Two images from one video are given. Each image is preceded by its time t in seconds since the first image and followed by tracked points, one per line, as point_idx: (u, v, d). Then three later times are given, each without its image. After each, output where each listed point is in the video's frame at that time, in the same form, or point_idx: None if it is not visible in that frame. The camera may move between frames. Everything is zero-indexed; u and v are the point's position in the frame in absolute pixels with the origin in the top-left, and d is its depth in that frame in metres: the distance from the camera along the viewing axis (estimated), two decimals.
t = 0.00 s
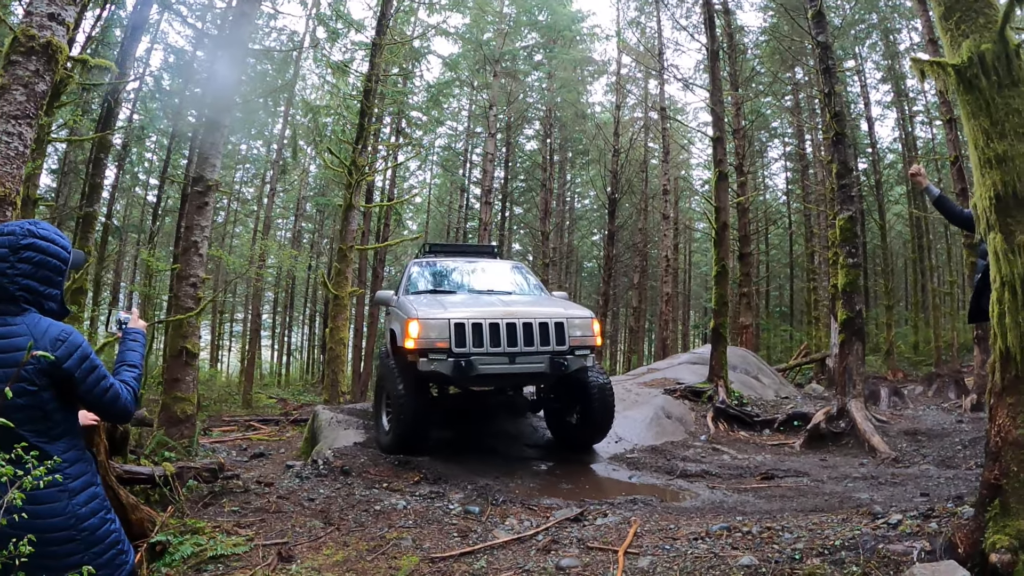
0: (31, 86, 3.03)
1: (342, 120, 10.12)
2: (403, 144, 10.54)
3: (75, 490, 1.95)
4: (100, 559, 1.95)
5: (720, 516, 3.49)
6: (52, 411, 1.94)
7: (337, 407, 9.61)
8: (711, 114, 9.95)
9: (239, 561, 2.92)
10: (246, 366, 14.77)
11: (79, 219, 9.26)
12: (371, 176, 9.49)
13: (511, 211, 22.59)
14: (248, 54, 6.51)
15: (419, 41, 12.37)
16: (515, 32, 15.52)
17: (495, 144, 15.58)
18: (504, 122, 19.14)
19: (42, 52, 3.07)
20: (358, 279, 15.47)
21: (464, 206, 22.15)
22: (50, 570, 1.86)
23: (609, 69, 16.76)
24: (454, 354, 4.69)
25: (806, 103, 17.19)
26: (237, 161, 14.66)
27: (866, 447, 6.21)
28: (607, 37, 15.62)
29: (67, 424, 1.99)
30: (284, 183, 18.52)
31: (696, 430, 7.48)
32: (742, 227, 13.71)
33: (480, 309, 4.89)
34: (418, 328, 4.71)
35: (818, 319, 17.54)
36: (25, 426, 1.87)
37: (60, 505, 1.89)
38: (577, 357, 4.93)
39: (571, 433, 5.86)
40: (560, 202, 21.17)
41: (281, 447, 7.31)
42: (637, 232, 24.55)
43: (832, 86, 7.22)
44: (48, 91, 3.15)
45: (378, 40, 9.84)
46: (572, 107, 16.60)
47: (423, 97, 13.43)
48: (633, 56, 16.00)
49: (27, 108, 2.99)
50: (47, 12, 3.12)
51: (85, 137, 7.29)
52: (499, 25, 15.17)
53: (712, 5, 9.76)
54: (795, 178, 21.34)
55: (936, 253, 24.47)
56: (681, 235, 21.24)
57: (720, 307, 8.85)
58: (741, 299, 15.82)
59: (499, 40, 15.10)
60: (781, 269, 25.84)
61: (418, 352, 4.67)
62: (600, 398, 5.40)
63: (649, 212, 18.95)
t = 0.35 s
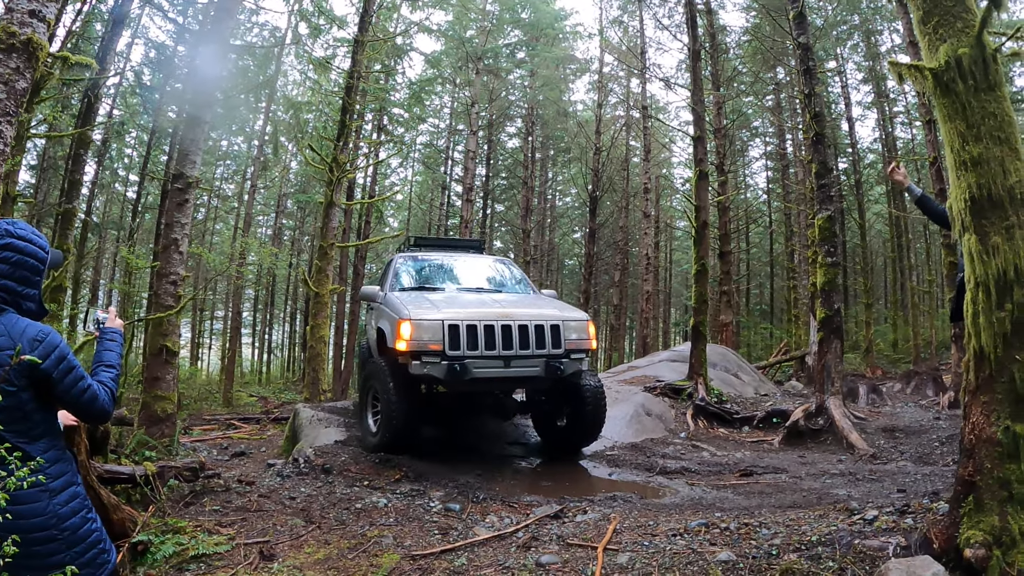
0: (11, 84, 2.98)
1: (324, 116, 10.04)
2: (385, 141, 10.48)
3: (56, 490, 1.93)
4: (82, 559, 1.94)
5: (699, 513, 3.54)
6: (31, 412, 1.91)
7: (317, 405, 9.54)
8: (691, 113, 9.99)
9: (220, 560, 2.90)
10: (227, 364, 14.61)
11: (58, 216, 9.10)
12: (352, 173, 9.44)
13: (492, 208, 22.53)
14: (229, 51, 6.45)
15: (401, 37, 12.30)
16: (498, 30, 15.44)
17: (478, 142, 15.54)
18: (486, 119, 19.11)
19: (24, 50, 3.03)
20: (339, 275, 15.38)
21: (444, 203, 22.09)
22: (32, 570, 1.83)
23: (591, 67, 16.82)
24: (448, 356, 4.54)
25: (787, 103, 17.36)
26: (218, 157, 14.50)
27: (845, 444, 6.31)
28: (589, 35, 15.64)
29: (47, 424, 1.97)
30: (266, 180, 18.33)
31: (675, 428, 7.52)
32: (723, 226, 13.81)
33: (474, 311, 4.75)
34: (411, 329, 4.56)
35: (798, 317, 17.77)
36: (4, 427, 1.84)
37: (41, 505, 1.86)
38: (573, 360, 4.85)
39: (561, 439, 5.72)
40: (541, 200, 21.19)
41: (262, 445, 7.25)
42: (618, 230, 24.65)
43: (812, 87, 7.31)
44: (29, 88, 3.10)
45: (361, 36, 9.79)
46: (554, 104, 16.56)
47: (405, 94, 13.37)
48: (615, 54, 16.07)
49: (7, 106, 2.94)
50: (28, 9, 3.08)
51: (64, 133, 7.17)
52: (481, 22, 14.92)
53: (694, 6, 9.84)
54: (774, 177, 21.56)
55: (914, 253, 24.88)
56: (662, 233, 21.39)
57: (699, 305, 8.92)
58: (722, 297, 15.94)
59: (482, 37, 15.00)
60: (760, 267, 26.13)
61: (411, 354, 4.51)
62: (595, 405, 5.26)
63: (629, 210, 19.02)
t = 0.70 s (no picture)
0: None
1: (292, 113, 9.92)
2: (355, 138, 10.41)
3: (17, 495, 1.92)
4: (43, 563, 1.93)
5: (661, 513, 3.60)
6: None
7: (286, 405, 9.43)
8: (660, 115, 10.08)
9: (185, 563, 2.88)
10: (195, 363, 14.36)
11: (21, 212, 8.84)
12: (321, 171, 9.35)
13: (463, 207, 22.42)
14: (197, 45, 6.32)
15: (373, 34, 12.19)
16: (471, 29, 15.35)
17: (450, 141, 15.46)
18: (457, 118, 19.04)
19: None
20: (307, 274, 15.22)
21: (416, 201, 21.98)
22: None
23: (563, 68, 16.89)
24: (424, 360, 4.54)
25: (758, 107, 17.61)
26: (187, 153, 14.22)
27: (809, 444, 6.45)
28: (562, 36, 15.69)
29: (6, 427, 1.95)
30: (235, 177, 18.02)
31: (641, 427, 7.59)
32: (694, 227, 13.58)
33: (452, 315, 4.75)
34: (387, 331, 4.54)
35: (767, 318, 18.06)
36: None
37: None
38: (549, 366, 4.90)
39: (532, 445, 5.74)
40: (512, 199, 21.17)
41: (230, 446, 7.16)
42: (585, 230, 24.75)
43: (779, 92, 7.43)
44: None
45: (332, 33, 9.71)
46: (525, 105, 16.51)
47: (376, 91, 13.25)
48: (588, 56, 16.14)
49: None
50: None
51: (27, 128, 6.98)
52: (454, 21, 14.90)
53: (665, 9, 9.94)
54: (744, 180, 21.85)
55: (882, 255, 25.49)
56: (630, 233, 21.54)
57: (665, 306, 9.02)
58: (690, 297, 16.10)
59: (454, 36, 14.87)
60: (729, 268, 26.51)
61: (386, 356, 4.50)
62: (568, 411, 5.31)
63: (599, 210, 19.09)
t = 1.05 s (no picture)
0: None
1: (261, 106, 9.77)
2: (326, 133, 10.29)
3: None
4: None
5: (627, 512, 3.64)
6: None
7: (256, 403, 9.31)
8: (633, 114, 10.14)
9: (146, 563, 2.84)
10: (163, 360, 14.09)
11: None
12: (291, 166, 9.25)
13: (435, 204, 22.25)
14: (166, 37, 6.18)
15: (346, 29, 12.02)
16: (444, 25, 15.19)
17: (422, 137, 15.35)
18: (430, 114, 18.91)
19: None
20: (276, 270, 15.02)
21: (388, 198, 21.81)
22: None
23: (537, 65, 16.89)
24: (396, 360, 4.52)
25: (731, 107, 17.80)
26: (155, 146, 13.91)
27: (776, 442, 6.56)
28: (535, 32, 15.66)
29: None
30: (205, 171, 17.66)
31: (610, 426, 7.63)
32: (663, 226, 13.75)
33: (425, 314, 4.73)
34: (358, 330, 4.49)
35: (737, 316, 18.31)
36: None
37: None
38: (523, 367, 4.91)
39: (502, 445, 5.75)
40: (484, 196, 21.10)
41: (197, 445, 7.04)
42: (557, 227, 24.78)
43: (750, 93, 7.52)
44: None
45: (306, 27, 9.60)
46: (497, 102, 16.43)
47: (349, 86, 13.09)
48: (562, 53, 16.14)
49: None
50: None
51: None
52: (428, 16, 14.74)
53: (638, 8, 9.98)
54: (715, 179, 22.08)
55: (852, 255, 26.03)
56: (600, 232, 21.64)
57: (634, 304, 9.08)
58: (660, 296, 16.22)
59: (427, 32, 14.73)
60: (700, 266, 26.83)
61: (357, 356, 4.46)
62: (539, 412, 5.32)
63: (571, 208, 19.11)
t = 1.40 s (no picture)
0: None
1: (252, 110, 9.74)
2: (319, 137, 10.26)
3: None
4: None
5: (622, 517, 3.64)
6: None
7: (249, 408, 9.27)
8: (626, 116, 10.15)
9: (139, 572, 2.82)
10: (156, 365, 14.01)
11: None
12: (283, 171, 9.23)
13: (430, 207, 22.21)
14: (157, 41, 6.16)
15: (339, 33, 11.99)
16: (437, 28, 15.18)
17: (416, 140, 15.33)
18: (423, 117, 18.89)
19: None
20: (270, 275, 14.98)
21: (382, 201, 21.76)
22: None
23: (530, 68, 16.90)
24: (392, 366, 4.50)
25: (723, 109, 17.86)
26: (148, 150, 13.84)
27: (771, 444, 6.57)
28: (528, 35, 15.67)
29: None
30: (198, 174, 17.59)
31: (604, 429, 7.64)
32: (656, 228, 13.75)
33: (421, 319, 4.71)
34: (353, 336, 4.46)
35: (731, 318, 18.35)
36: None
37: None
38: (520, 372, 4.91)
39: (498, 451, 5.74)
40: (478, 199, 21.06)
41: (191, 450, 7.01)
42: (552, 230, 24.80)
43: (743, 95, 7.55)
44: None
45: (297, 31, 9.60)
46: (491, 105, 16.40)
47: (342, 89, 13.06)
48: (555, 55, 16.16)
49: None
50: None
51: None
52: (420, 19, 14.70)
53: (630, 10, 10.00)
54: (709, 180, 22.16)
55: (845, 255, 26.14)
56: (593, 234, 21.62)
57: (628, 307, 9.10)
58: (654, 298, 16.24)
59: (420, 35, 14.71)
60: (694, 267, 26.89)
61: (352, 362, 4.43)
62: (536, 418, 5.31)
63: (564, 211, 19.12)
